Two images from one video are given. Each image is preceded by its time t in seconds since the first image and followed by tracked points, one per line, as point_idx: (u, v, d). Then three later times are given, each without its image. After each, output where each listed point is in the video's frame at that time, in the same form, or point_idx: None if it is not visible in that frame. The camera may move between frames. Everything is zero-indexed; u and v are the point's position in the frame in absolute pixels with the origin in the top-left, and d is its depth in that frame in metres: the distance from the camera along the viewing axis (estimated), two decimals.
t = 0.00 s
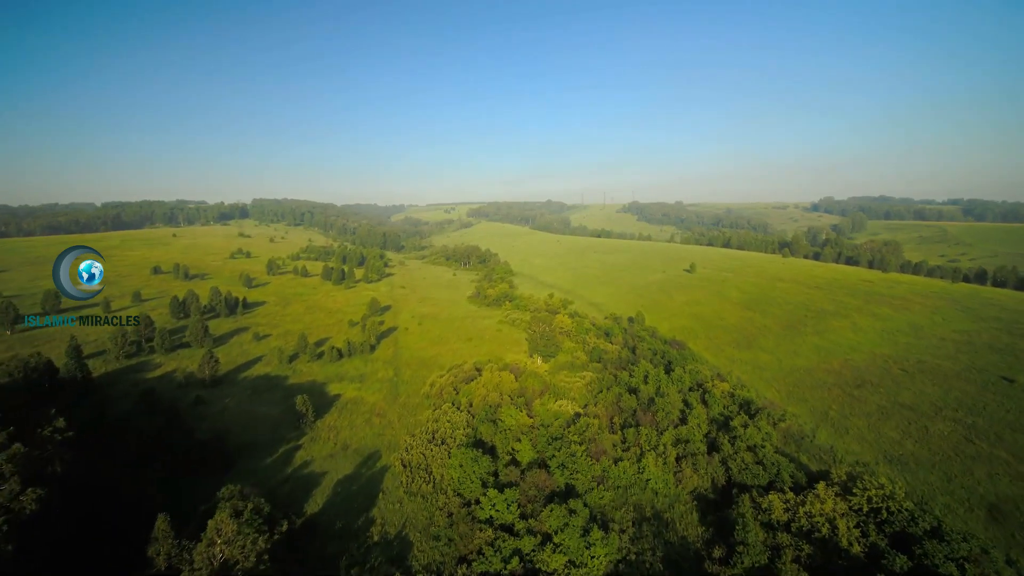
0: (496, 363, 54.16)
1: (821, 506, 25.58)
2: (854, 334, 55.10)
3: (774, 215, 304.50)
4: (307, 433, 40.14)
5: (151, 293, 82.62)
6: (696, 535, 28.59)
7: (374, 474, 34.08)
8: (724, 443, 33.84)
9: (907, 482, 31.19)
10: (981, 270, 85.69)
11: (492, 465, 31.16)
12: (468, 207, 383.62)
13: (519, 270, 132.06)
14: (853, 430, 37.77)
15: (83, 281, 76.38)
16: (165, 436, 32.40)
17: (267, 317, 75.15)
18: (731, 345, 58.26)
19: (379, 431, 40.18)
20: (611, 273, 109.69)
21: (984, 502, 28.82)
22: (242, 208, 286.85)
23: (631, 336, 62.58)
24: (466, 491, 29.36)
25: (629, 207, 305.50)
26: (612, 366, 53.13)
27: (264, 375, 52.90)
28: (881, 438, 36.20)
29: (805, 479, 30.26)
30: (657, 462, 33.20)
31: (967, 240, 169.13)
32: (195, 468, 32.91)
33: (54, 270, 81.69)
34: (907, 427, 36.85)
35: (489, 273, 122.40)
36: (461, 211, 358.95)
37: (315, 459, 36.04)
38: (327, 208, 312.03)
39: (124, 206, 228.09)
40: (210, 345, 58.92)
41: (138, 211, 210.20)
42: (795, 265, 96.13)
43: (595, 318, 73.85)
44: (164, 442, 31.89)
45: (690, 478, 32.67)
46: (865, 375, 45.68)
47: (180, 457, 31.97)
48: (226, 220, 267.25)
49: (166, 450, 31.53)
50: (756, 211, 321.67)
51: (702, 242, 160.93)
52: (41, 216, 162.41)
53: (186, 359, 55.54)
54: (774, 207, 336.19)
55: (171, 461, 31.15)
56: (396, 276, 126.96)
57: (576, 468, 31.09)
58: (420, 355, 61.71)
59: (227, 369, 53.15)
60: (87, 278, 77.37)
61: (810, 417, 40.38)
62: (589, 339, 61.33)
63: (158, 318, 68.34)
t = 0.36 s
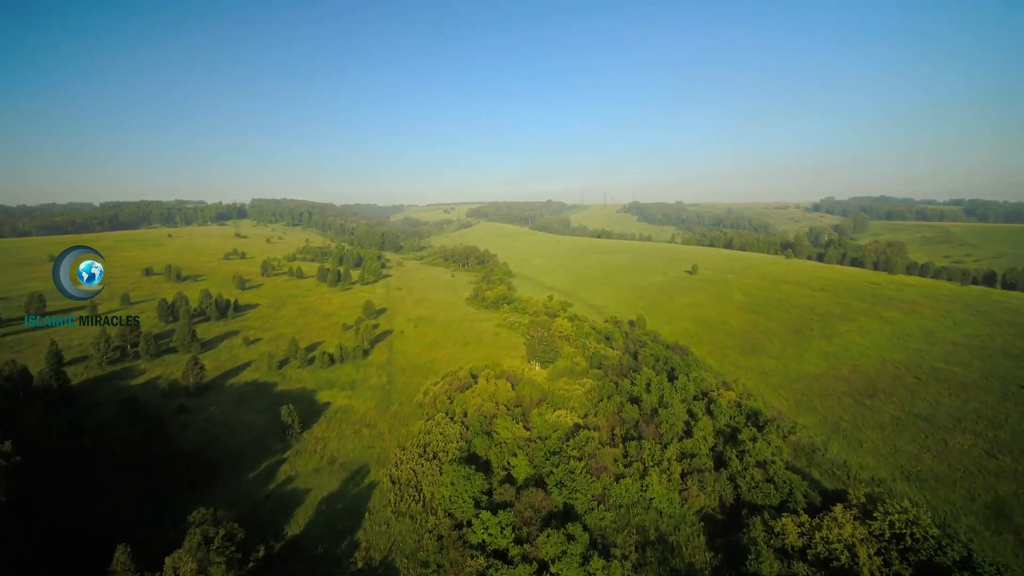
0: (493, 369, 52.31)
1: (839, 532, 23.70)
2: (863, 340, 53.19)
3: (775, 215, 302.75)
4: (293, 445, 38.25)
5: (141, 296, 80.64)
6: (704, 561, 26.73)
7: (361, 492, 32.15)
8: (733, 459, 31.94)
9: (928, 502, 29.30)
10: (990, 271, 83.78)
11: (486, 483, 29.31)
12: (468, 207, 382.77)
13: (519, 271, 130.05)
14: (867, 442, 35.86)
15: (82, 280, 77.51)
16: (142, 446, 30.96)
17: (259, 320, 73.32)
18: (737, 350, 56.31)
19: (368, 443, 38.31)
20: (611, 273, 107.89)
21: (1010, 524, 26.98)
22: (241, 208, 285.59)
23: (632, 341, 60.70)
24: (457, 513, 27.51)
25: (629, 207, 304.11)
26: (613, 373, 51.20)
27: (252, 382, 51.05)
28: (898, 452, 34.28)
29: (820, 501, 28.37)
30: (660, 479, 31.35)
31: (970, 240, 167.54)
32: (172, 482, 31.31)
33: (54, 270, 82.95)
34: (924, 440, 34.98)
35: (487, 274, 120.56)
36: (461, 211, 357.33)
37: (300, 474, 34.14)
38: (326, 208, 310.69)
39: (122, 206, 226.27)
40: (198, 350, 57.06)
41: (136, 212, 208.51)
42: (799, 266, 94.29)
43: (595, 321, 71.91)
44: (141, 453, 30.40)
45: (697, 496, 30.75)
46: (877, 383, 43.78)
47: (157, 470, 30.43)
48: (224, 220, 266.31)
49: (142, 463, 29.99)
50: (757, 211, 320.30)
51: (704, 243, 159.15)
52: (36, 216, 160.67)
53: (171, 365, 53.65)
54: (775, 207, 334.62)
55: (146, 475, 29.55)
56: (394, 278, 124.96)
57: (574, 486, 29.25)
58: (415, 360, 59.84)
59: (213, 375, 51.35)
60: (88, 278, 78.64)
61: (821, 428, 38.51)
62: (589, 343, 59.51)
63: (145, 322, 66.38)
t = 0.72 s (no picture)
0: (489, 376, 50.28)
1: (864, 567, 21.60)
2: (874, 347, 51.18)
3: (776, 215, 300.82)
4: (277, 460, 36.22)
5: (128, 299, 78.37)
6: None
7: (346, 514, 30.13)
8: (743, 479, 29.93)
9: (953, 528, 27.29)
10: (999, 274, 81.90)
11: (478, 506, 27.29)
12: (467, 207, 380.67)
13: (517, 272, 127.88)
14: (884, 459, 33.84)
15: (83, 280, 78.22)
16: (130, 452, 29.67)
17: (249, 324, 71.30)
18: (742, 358, 54.26)
19: (356, 458, 36.32)
20: (612, 275, 105.89)
21: None
22: (239, 208, 283.76)
23: (633, 346, 58.67)
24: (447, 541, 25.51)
25: (630, 207, 302.18)
26: (614, 381, 49.14)
27: (238, 391, 49.06)
28: (918, 469, 32.27)
29: (837, 526, 26.36)
30: (666, 500, 29.32)
31: (975, 240, 165.64)
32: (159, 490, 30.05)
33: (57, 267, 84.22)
34: (945, 457, 32.93)
35: (486, 276, 118.61)
36: (460, 211, 355.39)
37: (281, 493, 32.13)
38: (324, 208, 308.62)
39: (117, 206, 223.83)
40: (183, 356, 55.05)
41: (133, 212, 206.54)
42: (804, 268, 92.29)
43: (595, 325, 69.81)
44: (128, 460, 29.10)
45: (704, 520, 28.73)
46: (892, 393, 41.74)
47: (144, 477, 29.12)
48: (222, 219, 264.61)
49: (128, 470, 28.69)
50: (758, 211, 318.44)
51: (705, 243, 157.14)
52: (30, 215, 158.63)
53: (155, 372, 51.67)
54: (776, 207, 332.79)
55: (131, 483, 28.24)
56: (390, 279, 122.75)
57: (573, 510, 27.26)
58: (409, 366, 57.85)
59: (198, 384, 49.37)
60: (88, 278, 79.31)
61: (834, 442, 36.49)
62: (589, 348, 57.50)
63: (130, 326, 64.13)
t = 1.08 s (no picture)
0: (485, 385, 48.17)
1: None
2: (887, 354, 49.12)
3: (778, 215, 298.85)
4: (258, 477, 34.14)
5: (116, 302, 76.15)
6: None
7: (328, 539, 28.07)
8: (755, 503, 27.89)
9: (984, 558, 25.31)
10: (1010, 278, 80.01)
11: (470, 534, 25.27)
12: (466, 207, 379.19)
13: (516, 274, 125.78)
14: (905, 478, 31.82)
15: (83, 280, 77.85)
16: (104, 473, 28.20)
17: (239, 328, 69.23)
18: (749, 365, 52.16)
19: (343, 475, 34.30)
20: (612, 276, 103.83)
21: None
22: (237, 208, 281.87)
23: (635, 352, 56.58)
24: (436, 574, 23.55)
25: (630, 207, 300.35)
26: (614, 389, 47.11)
27: (222, 401, 46.94)
28: (942, 491, 30.23)
29: (859, 557, 24.32)
30: (674, 525, 27.19)
31: (980, 241, 163.83)
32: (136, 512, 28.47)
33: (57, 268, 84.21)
34: (970, 476, 30.94)
35: (484, 277, 116.62)
36: (460, 211, 353.24)
37: (261, 514, 30.09)
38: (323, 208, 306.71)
39: (114, 206, 221.79)
40: (167, 363, 52.95)
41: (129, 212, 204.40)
42: (809, 270, 90.26)
43: (595, 330, 67.63)
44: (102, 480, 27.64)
45: (714, 548, 26.69)
46: (909, 405, 39.68)
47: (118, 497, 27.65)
48: (219, 220, 262.57)
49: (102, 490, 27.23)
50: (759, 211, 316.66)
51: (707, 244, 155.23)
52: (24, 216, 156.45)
53: (138, 380, 49.59)
54: (778, 207, 331.06)
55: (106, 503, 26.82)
56: (387, 280, 120.65)
57: (573, 538, 25.21)
58: (402, 373, 55.78)
59: (181, 394, 47.27)
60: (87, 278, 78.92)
61: (849, 458, 34.42)
62: (590, 355, 55.44)
63: (114, 330, 61.96)
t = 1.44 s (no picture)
0: (481, 394, 46.03)
1: None
2: (901, 363, 47.05)
3: (779, 215, 296.99)
4: (236, 496, 31.94)
5: (102, 305, 74.03)
6: None
7: (306, 568, 25.97)
8: (771, 530, 25.76)
9: None
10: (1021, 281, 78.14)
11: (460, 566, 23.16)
12: (466, 207, 377.49)
13: (515, 275, 123.68)
14: (928, 499, 29.73)
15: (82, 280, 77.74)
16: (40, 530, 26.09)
17: (229, 332, 67.12)
18: (756, 373, 50.07)
19: (328, 494, 32.19)
20: (613, 278, 101.78)
21: None
22: (235, 208, 280.17)
23: (637, 359, 54.48)
24: None
25: (630, 207, 298.52)
26: (616, 399, 45.01)
27: (205, 412, 44.81)
28: (970, 515, 28.12)
29: None
30: (683, 555, 24.99)
31: (984, 241, 162.01)
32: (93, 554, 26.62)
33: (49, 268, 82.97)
34: (1000, 499, 28.85)
35: (483, 279, 114.63)
36: (459, 211, 351.36)
37: (237, 540, 27.95)
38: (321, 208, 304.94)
39: (111, 206, 219.96)
40: (149, 370, 50.84)
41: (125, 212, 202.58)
42: (814, 272, 88.28)
43: (596, 334, 65.55)
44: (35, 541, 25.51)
45: None
46: (928, 418, 37.57)
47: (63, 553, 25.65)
48: (217, 220, 260.85)
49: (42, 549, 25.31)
50: (760, 211, 314.87)
51: (708, 245, 153.37)
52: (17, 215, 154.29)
53: (119, 389, 47.47)
54: (779, 207, 329.21)
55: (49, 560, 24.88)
56: (384, 282, 118.60)
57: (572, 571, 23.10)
58: (395, 381, 53.65)
59: (162, 405, 45.16)
60: (87, 278, 78.88)
61: (868, 477, 32.24)
62: (590, 361, 53.34)
63: (98, 335, 59.83)
